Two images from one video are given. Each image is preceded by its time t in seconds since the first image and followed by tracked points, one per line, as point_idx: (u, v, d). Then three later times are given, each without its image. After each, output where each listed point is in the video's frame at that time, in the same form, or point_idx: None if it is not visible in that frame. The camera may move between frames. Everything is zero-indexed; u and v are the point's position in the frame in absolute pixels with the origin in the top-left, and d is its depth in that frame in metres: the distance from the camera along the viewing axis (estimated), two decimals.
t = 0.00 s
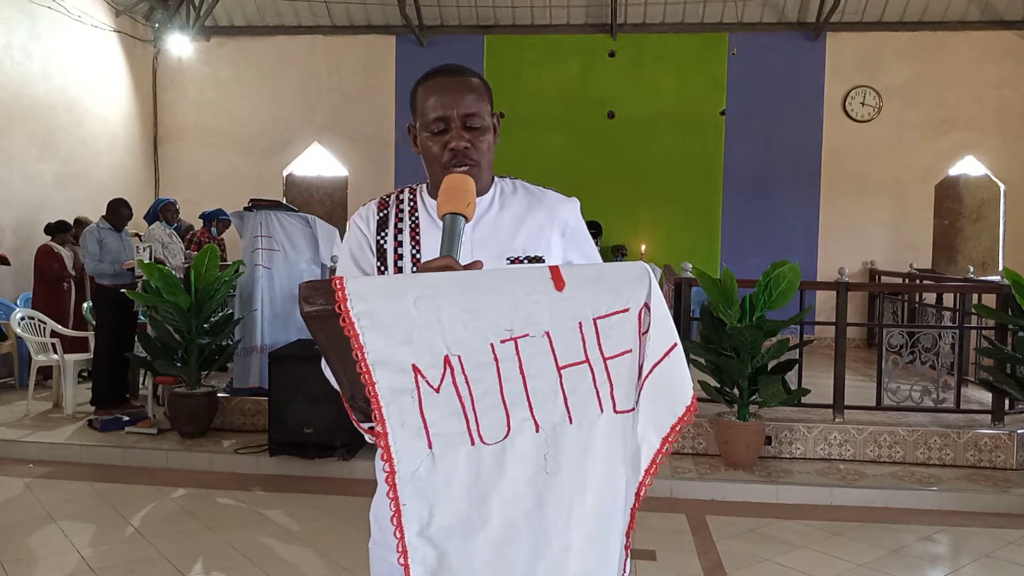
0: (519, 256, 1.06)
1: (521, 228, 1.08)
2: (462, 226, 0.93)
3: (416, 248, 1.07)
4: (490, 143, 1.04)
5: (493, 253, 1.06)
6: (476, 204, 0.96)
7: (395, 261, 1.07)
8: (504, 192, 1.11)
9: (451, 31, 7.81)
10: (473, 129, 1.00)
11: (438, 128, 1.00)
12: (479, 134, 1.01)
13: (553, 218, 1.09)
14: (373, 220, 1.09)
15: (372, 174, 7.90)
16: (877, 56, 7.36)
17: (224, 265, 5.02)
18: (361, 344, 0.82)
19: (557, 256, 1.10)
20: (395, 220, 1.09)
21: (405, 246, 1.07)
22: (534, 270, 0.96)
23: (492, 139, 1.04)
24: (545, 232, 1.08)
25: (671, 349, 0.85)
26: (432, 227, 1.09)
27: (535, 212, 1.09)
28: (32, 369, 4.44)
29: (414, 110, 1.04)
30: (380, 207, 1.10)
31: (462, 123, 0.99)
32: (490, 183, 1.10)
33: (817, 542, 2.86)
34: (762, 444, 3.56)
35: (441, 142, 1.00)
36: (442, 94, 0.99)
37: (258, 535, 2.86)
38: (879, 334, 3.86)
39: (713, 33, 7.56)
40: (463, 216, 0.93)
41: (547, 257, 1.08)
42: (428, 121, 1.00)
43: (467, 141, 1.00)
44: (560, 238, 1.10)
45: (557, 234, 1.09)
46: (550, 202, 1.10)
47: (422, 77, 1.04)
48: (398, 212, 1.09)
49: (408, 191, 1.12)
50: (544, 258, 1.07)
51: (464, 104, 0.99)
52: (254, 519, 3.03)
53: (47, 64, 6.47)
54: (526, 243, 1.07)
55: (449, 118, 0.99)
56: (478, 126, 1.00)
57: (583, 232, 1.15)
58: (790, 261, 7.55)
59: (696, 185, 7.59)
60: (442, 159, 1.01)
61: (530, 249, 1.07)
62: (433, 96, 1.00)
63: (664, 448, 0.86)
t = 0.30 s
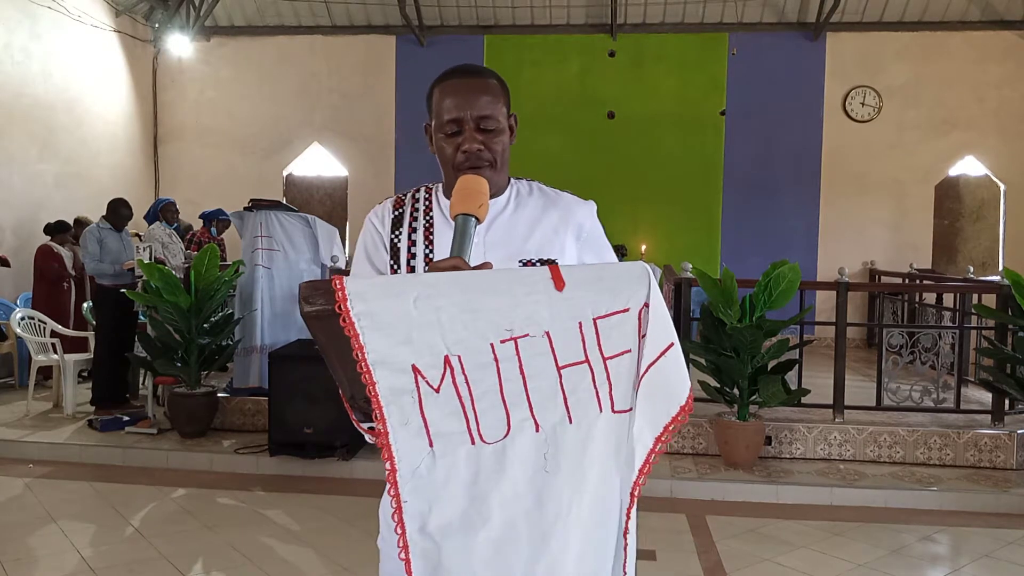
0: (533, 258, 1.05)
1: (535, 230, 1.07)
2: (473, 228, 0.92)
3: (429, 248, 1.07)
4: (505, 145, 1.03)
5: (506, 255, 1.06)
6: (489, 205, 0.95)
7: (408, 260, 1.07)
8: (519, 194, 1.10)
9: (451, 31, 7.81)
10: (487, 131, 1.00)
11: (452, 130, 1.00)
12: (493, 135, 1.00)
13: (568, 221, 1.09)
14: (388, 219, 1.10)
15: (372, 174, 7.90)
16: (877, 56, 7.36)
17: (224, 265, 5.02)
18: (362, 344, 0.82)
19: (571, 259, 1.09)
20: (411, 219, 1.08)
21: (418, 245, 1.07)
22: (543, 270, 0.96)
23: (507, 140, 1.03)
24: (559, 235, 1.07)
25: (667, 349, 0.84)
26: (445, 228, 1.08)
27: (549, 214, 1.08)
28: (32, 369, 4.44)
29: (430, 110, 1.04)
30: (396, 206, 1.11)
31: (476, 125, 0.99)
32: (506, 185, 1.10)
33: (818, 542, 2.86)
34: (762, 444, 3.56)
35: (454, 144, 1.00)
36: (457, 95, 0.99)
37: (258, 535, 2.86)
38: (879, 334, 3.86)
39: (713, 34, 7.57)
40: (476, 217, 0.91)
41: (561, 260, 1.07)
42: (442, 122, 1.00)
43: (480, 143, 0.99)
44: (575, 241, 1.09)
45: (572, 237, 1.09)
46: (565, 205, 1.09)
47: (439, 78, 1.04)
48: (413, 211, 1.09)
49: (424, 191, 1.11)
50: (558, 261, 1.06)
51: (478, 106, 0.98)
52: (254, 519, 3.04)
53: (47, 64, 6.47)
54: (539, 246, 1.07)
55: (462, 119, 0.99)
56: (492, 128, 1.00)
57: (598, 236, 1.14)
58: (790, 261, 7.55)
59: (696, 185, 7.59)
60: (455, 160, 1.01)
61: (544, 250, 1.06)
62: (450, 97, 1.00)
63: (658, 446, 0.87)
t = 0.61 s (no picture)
0: (545, 260, 1.05)
1: (550, 233, 1.07)
2: (485, 224, 0.92)
3: (443, 245, 1.07)
4: (522, 145, 1.03)
5: (519, 256, 1.07)
6: (501, 202, 0.95)
7: (421, 256, 1.07)
8: (536, 197, 1.11)
9: (451, 31, 7.81)
10: (503, 130, 1.00)
11: (468, 129, 1.00)
12: (508, 135, 1.00)
13: (584, 227, 1.08)
14: (406, 216, 1.10)
15: (372, 174, 7.89)
16: (878, 56, 7.36)
17: (224, 265, 5.02)
18: (362, 344, 0.82)
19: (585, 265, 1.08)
20: (427, 217, 1.09)
21: (433, 242, 1.07)
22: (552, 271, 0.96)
23: (524, 140, 1.03)
24: (574, 240, 1.07)
25: (667, 350, 0.84)
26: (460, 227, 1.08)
27: (566, 219, 1.08)
28: (32, 369, 4.44)
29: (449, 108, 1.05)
30: (414, 204, 1.11)
31: (492, 124, 0.99)
32: (524, 186, 1.10)
33: (817, 542, 2.86)
34: (762, 444, 3.56)
35: (470, 142, 1.00)
36: (476, 94, 0.99)
37: (258, 535, 2.86)
38: (879, 334, 3.85)
39: (713, 34, 7.57)
40: (486, 213, 0.92)
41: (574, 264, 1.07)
42: (460, 120, 1.00)
43: (496, 142, 0.99)
44: (591, 247, 1.09)
45: (587, 243, 1.08)
46: (582, 212, 1.09)
47: (459, 77, 1.04)
48: (431, 209, 1.09)
49: (443, 190, 1.11)
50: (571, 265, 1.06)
51: (496, 105, 0.98)
52: (254, 518, 3.04)
53: (47, 64, 6.47)
54: (553, 250, 1.06)
55: (479, 118, 0.99)
56: (509, 128, 1.00)
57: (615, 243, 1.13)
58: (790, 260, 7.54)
59: (696, 185, 7.59)
60: (470, 159, 1.01)
61: (557, 254, 1.06)
62: (469, 96, 0.99)
63: (660, 446, 0.86)
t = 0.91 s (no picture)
0: (558, 264, 1.05)
1: (564, 238, 1.07)
2: (496, 225, 0.95)
3: (458, 246, 1.07)
4: (538, 149, 1.03)
5: (531, 258, 1.06)
6: (511, 206, 0.97)
7: (436, 255, 1.07)
8: (553, 200, 1.11)
9: (451, 31, 7.81)
10: (519, 134, 0.99)
11: (484, 131, 1.00)
12: (524, 139, 1.00)
13: (599, 234, 1.08)
14: (423, 215, 1.10)
15: (372, 174, 7.90)
16: (877, 56, 7.36)
17: (224, 265, 5.02)
18: (363, 344, 0.81)
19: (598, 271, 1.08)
20: (444, 216, 1.09)
21: (447, 243, 1.07)
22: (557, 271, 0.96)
23: (540, 144, 1.03)
24: (587, 246, 1.07)
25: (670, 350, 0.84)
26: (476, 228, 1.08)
27: (580, 224, 1.08)
28: (32, 369, 4.45)
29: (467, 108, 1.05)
30: (432, 203, 1.11)
31: (508, 128, 0.99)
32: (541, 189, 1.10)
33: (817, 542, 2.86)
34: (762, 444, 3.56)
35: (485, 145, 1.00)
36: (493, 98, 0.99)
37: (258, 535, 2.86)
38: (880, 334, 3.85)
39: (713, 34, 7.56)
40: (497, 215, 0.94)
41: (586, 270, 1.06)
42: (477, 123, 1.00)
43: (510, 146, 0.99)
44: (604, 254, 1.08)
45: (600, 249, 1.08)
46: (597, 218, 1.09)
47: (479, 78, 1.03)
48: (448, 209, 1.09)
49: (461, 190, 1.11)
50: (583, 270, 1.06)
51: (512, 110, 0.98)
52: (254, 518, 3.04)
53: (47, 64, 6.48)
54: (565, 254, 1.06)
55: (496, 122, 0.99)
56: (524, 133, 0.99)
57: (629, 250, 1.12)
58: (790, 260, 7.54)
59: (696, 185, 7.59)
60: (484, 162, 1.01)
61: (570, 259, 1.06)
62: (487, 99, 0.99)
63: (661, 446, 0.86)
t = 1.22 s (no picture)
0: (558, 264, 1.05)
1: (564, 238, 1.07)
2: (496, 221, 0.94)
3: (459, 246, 1.07)
4: (537, 144, 1.02)
5: (532, 259, 1.06)
6: (511, 201, 0.96)
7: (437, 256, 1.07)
8: (553, 201, 1.11)
9: (451, 31, 7.81)
10: (518, 128, 0.99)
11: (484, 126, 1.00)
12: (523, 133, 1.00)
13: (599, 235, 1.08)
14: (424, 216, 1.10)
15: (372, 175, 7.89)
16: (877, 56, 7.36)
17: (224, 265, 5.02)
18: (364, 343, 0.81)
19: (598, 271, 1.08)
20: (444, 217, 1.09)
21: (449, 243, 1.07)
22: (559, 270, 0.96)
23: (539, 140, 1.03)
24: (588, 246, 1.07)
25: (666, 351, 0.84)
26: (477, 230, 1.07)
27: (580, 224, 1.08)
28: (32, 369, 4.44)
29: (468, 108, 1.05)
30: (433, 205, 1.11)
31: (507, 121, 0.99)
32: (541, 189, 1.10)
33: (817, 542, 2.85)
34: (762, 444, 3.55)
35: (485, 140, 1.00)
36: (492, 93, 1.00)
37: (258, 535, 2.86)
38: (879, 334, 3.85)
39: (713, 34, 7.56)
40: (497, 211, 0.94)
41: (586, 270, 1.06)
42: (477, 118, 1.00)
43: (510, 139, 0.99)
44: (604, 253, 1.08)
45: (601, 249, 1.07)
46: (597, 218, 1.09)
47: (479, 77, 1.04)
48: (448, 210, 1.09)
49: (461, 192, 1.11)
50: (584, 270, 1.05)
51: (511, 103, 0.98)
52: (254, 519, 3.04)
53: (47, 65, 6.47)
54: (565, 254, 1.06)
55: (495, 116, 0.99)
56: (524, 126, 0.99)
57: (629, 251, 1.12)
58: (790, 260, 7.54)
59: (696, 185, 7.59)
60: (485, 157, 1.01)
61: (570, 259, 1.06)
62: (487, 94, 1.00)
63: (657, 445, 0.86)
